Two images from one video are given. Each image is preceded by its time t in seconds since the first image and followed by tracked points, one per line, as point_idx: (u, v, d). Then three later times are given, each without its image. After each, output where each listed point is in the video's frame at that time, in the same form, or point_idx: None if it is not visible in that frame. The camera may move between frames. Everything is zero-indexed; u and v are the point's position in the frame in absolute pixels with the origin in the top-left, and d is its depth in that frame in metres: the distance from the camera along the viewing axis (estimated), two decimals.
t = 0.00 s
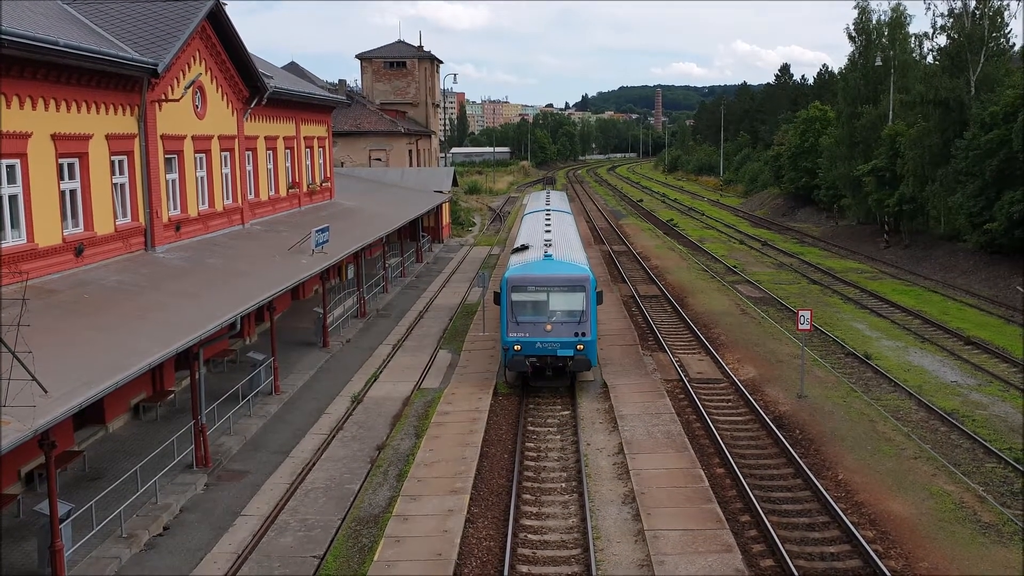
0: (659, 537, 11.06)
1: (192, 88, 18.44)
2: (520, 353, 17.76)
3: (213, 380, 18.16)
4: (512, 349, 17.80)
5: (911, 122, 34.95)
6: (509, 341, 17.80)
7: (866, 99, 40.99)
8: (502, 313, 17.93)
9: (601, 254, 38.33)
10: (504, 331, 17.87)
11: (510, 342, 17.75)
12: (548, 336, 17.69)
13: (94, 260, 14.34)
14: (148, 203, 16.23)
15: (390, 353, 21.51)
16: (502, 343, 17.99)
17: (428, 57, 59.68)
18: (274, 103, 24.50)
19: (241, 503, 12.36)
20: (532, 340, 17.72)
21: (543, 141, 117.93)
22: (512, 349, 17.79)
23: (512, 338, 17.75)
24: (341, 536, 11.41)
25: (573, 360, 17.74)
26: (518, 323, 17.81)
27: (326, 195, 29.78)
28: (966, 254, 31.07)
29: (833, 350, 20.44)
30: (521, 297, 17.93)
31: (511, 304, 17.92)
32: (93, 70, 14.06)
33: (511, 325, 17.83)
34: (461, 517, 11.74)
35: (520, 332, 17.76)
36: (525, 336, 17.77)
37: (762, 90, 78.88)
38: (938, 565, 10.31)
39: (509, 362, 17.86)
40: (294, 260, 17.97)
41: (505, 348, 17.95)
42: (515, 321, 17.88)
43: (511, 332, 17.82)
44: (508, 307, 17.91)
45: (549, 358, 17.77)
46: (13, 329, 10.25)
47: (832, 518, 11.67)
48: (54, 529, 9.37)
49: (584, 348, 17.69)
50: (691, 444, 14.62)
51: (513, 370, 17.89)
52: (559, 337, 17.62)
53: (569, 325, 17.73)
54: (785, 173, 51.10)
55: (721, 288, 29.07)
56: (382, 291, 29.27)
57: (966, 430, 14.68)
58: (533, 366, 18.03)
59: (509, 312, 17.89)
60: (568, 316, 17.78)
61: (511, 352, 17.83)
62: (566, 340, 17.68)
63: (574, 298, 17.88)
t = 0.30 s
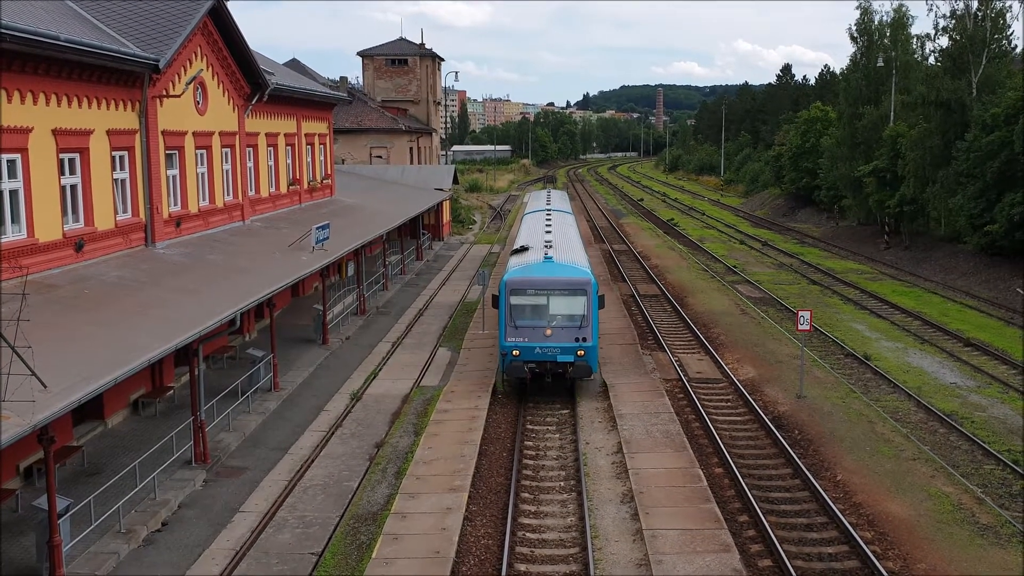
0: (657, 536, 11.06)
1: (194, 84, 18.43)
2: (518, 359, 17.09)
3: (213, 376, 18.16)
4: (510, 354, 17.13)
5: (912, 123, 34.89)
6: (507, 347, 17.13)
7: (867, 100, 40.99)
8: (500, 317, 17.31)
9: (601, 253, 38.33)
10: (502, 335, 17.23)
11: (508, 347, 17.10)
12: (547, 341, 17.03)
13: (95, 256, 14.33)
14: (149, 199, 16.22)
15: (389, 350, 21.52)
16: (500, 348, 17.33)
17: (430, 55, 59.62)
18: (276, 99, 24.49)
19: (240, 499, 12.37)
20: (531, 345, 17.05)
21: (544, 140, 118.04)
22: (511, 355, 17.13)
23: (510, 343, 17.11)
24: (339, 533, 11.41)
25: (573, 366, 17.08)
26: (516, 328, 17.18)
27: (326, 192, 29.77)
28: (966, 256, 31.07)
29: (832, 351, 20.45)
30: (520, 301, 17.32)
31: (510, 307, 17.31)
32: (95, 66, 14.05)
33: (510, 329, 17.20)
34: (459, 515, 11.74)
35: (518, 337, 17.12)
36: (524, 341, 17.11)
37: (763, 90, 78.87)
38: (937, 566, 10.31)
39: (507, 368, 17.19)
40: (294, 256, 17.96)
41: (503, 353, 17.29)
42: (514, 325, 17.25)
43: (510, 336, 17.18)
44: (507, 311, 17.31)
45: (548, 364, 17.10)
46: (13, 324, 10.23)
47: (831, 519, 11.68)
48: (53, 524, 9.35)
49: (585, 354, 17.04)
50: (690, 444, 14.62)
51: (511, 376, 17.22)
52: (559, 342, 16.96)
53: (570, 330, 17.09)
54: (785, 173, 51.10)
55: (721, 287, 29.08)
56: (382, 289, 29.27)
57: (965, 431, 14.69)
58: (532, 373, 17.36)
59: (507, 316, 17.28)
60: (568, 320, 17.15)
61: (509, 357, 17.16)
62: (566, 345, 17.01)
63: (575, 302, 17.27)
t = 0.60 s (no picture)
0: (655, 537, 11.05)
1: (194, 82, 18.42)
2: (517, 366, 16.65)
3: (212, 374, 18.16)
4: (508, 361, 16.68)
5: (913, 125, 34.84)
6: (505, 353, 16.67)
7: (868, 102, 41.01)
8: (498, 323, 16.80)
9: (602, 253, 38.30)
10: (500, 342, 16.75)
11: (505, 354, 16.64)
12: (547, 348, 16.56)
13: (94, 253, 14.33)
14: (148, 196, 16.21)
15: (388, 350, 21.51)
16: (498, 355, 16.87)
17: (431, 54, 59.58)
18: (276, 97, 24.49)
19: (238, 497, 12.36)
20: (530, 352, 16.59)
21: (545, 140, 118.00)
22: (509, 362, 16.68)
23: (508, 351, 16.63)
24: (337, 532, 11.41)
25: (573, 374, 16.62)
26: (514, 334, 16.68)
27: (327, 190, 29.77)
28: (966, 258, 31.07)
29: (831, 353, 20.44)
30: (519, 306, 16.75)
31: (508, 313, 16.76)
32: (96, 62, 14.05)
33: (508, 335, 16.70)
34: (457, 514, 11.74)
35: (517, 344, 16.63)
36: (522, 347, 16.64)
37: (764, 91, 78.82)
38: (934, 568, 10.31)
39: (505, 376, 16.74)
40: (294, 255, 17.95)
41: (501, 360, 16.83)
42: (512, 332, 16.75)
43: (508, 343, 16.69)
44: (505, 316, 16.75)
45: (548, 371, 16.64)
46: (11, 320, 10.23)
47: (828, 520, 11.68)
48: (50, 521, 9.34)
49: (585, 362, 16.56)
50: (688, 444, 14.62)
51: (509, 383, 16.80)
52: (558, 349, 16.48)
53: (570, 337, 16.57)
54: (786, 175, 51.10)
55: (720, 288, 29.06)
56: (381, 288, 29.28)
57: (963, 434, 14.69)
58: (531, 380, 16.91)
59: (505, 322, 16.75)
60: (568, 327, 16.62)
61: (507, 364, 16.71)
62: (566, 353, 16.55)
63: (576, 308, 16.70)
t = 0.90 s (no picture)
0: (652, 537, 11.06)
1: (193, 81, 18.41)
2: (513, 375, 15.93)
3: (210, 374, 18.15)
4: (504, 369, 15.97)
5: (912, 126, 34.82)
6: (501, 362, 15.96)
7: (867, 103, 41.07)
8: (494, 330, 16.09)
9: (600, 253, 38.32)
10: (496, 349, 16.04)
11: (502, 362, 15.94)
12: (545, 356, 15.85)
13: (92, 252, 14.32)
14: (147, 195, 16.20)
15: (387, 349, 21.51)
16: (494, 363, 16.17)
17: (430, 53, 59.59)
18: (276, 97, 24.49)
19: (236, 497, 12.35)
20: (527, 360, 15.88)
21: (544, 140, 118.07)
22: (505, 371, 15.96)
23: (504, 359, 15.92)
24: (335, 531, 11.41)
25: (573, 383, 15.94)
26: (511, 341, 15.99)
27: (325, 189, 29.76)
28: (964, 259, 31.09)
29: (829, 354, 20.46)
30: (516, 312, 16.05)
31: (505, 319, 16.05)
32: (94, 61, 14.03)
33: (504, 343, 15.99)
34: (455, 514, 11.74)
35: (513, 352, 15.93)
36: (519, 355, 15.94)
37: (763, 92, 78.83)
38: (931, 569, 10.32)
39: (501, 385, 16.03)
40: (292, 254, 17.94)
41: (497, 369, 16.13)
42: (509, 339, 16.04)
43: (504, 351, 15.99)
44: (502, 323, 16.06)
45: (546, 380, 15.95)
46: (10, 319, 10.23)
47: (826, 521, 11.69)
48: (48, 520, 9.33)
49: (585, 370, 15.88)
50: (686, 445, 14.63)
51: (506, 393, 16.08)
52: (557, 357, 15.78)
53: (569, 345, 15.88)
54: (784, 175, 51.13)
55: (719, 289, 29.08)
56: (380, 287, 29.30)
57: (961, 434, 14.70)
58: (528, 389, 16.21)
59: (502, 329, 16.05)
60: (567, 334, 15.93)
61: (503, 373, 15.99)
62: (565, 361, 15.85)
63: (575, 315, 15.99)
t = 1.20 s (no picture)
0: (653, 531, 11.08)
1: (193, 75, 18.39)
2: (512, 379, 15.29)
3: (211, 368, 18.17)
4: (502, 373, 15.31)
5: (912, 121, 34.78)
6: (499, 366, 15.31)
7: (867, 98, 41.04)
8: (491, 332, 15.43)
9: (600, 248, 38.34)
10: (493, 353, 15.40)
11: (499, 366, 15.29)
12: (544, 359, 15.21)
13: (92, 246, 14.32)
14: (147, 189, 16.18)
15: (387, 343, 21.51)
16: (491, 367, 15.52)
17: (430, 48, 59.51)
18: (276, 91, 24.48)
19: (237, 491, 12.37)
20: (526, 364, 15.23)
21: (544, 134, 118.00)
22: (503, 375, 15.32)
23: (502, 362, 15.27)
24: (335, 525, 11.43)
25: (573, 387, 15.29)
26: (509, 344, 15.32)
27: (325, 184, 29.74)
28: (964, 254, 31.09)
29: (829, 348, 20.47)
30: (514, 314, 15.39)
31: (503, 321, 15.38)
32: (93, 55, 14.01)
33: (502, 346, 15.33)
34: (455, 508, 11.75)
35: (511, 355, 15.28)
36: (517, 359, 15.29)
37: (764, 86, 78.71)
38: (930, 563, 10.34)
39: (499, 389, 15.39)
40: (292, 248, 17.93)
41: (495, 373, 15.47)
42: (506, 342, 15.38)
43: (502, 354, 15.33)
44: (499, 325, 15.38)
45: (545, 385, 15.30)
46: (10, 313, 10.22)
47: (826, 515, 11.71)
48: (49, 514, 9.33)
49: (586, 374, 15.23)
50: (686, 439, 14.64)
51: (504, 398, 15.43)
52: (557, 361, 15.14)
53: (570, 348, 15.22)
54: (784, 169, 51.10)
55: (719, 283, 29.10)
56: (380, 282, 29.30)
57: (961, 429, 14.71)
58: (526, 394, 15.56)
59: (499, 331, 15.39)
60: (568, 336, 15.26)
61: (501, 377, 15.34)
62: (566, 364, 15.20)
63: (576, 317, 15.31)
